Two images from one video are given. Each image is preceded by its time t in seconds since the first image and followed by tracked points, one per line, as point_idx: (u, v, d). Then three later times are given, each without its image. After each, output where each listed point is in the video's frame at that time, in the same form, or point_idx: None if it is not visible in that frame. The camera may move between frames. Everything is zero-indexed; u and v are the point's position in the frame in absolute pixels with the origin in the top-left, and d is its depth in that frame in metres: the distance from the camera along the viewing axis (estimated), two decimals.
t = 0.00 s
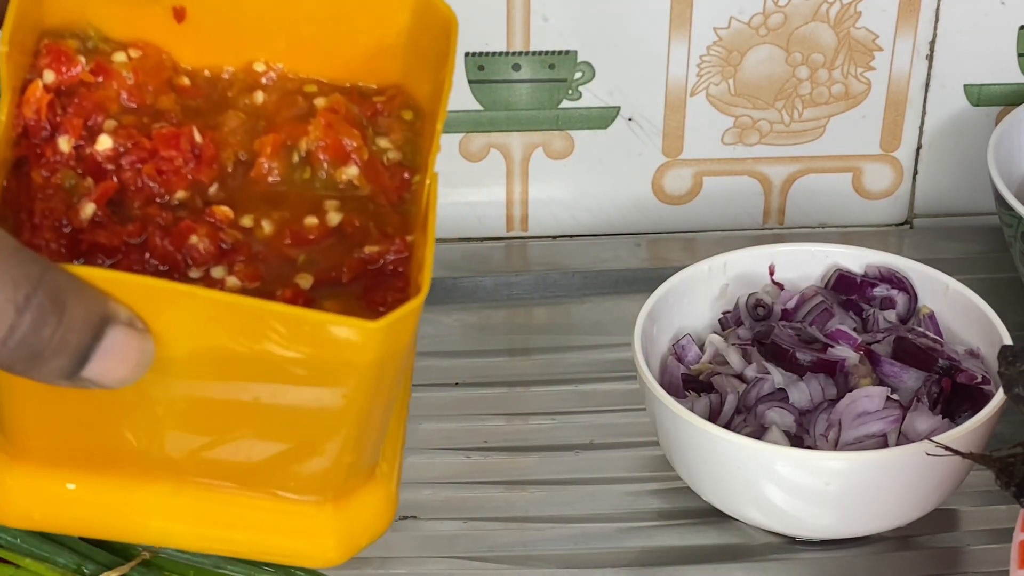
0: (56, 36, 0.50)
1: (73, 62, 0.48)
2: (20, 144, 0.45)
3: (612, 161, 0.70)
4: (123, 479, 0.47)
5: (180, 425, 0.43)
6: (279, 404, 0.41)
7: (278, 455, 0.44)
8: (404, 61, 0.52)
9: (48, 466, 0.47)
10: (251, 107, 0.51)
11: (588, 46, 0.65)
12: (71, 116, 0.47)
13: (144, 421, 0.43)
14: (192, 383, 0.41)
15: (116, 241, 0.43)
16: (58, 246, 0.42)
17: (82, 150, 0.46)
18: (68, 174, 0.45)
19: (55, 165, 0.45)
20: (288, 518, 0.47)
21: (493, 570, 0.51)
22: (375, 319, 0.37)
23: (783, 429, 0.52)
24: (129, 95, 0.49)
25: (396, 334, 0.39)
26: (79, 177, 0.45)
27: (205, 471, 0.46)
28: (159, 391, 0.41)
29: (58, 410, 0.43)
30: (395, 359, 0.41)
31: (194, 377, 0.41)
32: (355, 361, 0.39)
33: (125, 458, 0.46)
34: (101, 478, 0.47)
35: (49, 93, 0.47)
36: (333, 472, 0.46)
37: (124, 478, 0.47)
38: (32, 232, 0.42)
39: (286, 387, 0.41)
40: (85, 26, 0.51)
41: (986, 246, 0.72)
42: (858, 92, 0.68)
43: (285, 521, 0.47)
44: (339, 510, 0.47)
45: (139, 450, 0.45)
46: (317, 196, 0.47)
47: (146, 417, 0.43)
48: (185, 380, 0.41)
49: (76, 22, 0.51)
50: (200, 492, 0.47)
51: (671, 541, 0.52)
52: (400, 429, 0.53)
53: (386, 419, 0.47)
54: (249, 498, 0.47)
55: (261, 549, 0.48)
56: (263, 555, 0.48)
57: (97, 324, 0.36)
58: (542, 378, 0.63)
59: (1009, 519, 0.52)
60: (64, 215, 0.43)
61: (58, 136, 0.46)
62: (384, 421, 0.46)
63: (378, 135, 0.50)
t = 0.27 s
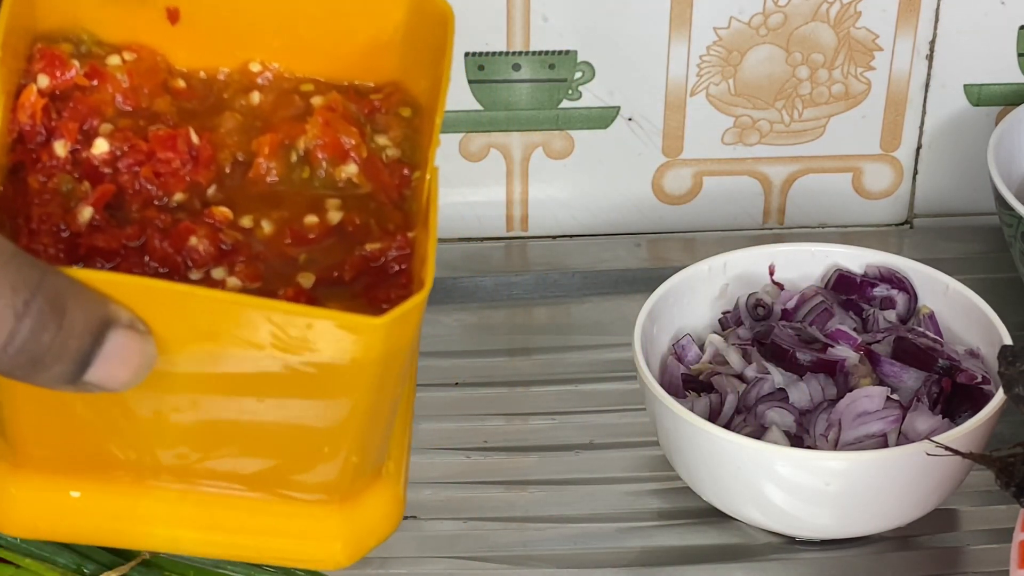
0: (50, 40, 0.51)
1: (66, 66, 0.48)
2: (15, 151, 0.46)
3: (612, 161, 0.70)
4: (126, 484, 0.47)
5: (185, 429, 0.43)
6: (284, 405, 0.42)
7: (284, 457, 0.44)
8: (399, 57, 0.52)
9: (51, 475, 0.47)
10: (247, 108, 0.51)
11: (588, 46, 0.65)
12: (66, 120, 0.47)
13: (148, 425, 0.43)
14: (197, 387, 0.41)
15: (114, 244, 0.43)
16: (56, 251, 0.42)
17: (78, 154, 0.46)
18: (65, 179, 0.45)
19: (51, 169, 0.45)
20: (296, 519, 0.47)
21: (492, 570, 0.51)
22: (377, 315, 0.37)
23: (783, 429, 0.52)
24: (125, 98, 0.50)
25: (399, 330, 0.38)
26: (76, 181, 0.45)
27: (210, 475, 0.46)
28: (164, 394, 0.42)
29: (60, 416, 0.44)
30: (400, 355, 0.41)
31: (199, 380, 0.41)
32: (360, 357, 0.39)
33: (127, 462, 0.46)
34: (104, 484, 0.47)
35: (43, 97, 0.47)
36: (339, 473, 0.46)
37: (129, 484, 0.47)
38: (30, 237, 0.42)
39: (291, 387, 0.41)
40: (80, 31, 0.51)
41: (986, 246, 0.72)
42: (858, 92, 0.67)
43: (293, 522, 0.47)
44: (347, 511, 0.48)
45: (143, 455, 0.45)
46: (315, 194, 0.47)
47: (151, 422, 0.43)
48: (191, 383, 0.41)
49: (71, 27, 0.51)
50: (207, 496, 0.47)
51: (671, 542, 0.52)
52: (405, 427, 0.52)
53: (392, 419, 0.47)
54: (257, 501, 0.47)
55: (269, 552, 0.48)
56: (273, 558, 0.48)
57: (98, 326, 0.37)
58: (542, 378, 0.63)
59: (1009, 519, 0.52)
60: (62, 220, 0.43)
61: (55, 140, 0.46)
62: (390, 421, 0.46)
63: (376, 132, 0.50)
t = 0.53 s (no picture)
0: (30, 27, 0.52)
1: (47, 52, 0.49)
2: None
3: (612, 161, 0.70)
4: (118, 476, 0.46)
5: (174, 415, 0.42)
6: (274, 388, 0.41)
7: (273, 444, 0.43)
8: (382, 40, 0.52)
9: (39, 465, 0.46)
10: (230, 94, 0.52)
11: (588, 46, 0.65)
12: (49, 107, 0.47)
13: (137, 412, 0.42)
14: (187, 372, 0.40)
15: (99, 230, 0.42)
16: (40, 238, 0.42)
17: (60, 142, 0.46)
18: (48, 165, 0.45)
19: (34, 156, 0.45)
20: (286, 509, 0.46)
21: (492, 570, 0.51)
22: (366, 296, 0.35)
23: (783, 429, 0.52)
24: (107, 85, 0.49)
25: (387, 313, 0.37)
26: (59, 167, 0.45)
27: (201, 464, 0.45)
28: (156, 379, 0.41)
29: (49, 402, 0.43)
30: (390, 339, 0.39)
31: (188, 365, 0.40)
32: (348, 341, 0.37)
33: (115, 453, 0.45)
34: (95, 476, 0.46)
35: (25, 84, 0.48)
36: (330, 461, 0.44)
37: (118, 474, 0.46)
38: (14, 225, 0.42)
39: (280, 371, 0.40)
40: (60, 18, 0.52)
41: (986, 246, 0.72)
42: (858, 92, 0.68)
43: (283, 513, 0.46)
44: (338, 501, 0.46)
45: (133, 444, 0.44)
46: (302, 179, 0.47)
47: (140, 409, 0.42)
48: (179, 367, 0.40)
49: (51, 13, 0.52)
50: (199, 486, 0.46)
51: (671, 541, 0.52)
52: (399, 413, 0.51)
53: (383, 405, 0.45)
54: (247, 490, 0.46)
55: (262, 542, 0.47)
56: (264, 548, 0.47)
57: (85, 311, 0.36)
58: (542, 377, 0.63)
59: (1009, 519, 0.52)
60: (46, 207, 0.43)
61: (38, 128, 0.46)
62: (381, 408, 0.45)
63: (362, 117, 0.50)
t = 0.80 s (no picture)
0: None
1: (22, 5, 0.49)
2: None
3: (612, 161, 0.70)
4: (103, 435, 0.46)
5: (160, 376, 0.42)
6: (264, 345, 0.41)
7: (263, 398, 0.43)
8: None
9: (25, 427, 0.46)
10: (209, 45, 0.50)
11: (588, 45, 0.65)
12: (25, 61, 0.47)
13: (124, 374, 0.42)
14: (178, 331, 0.40)
15: (78, 182, 0.42)
16: (19, 190, 0.42)
17: (38, 95, 0.47)
18: (25, 121, 0.46)
19: (11, 111, 0.46)
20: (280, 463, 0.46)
21: (492, 570, 0.51)
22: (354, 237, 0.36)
23: (784, 430, 0.52)
24: (84, 38, 0.49)
25: (377, 253, 0.37)
26: (36, 122, 0.46)
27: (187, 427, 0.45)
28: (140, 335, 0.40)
29: (32, 364, 0.43)
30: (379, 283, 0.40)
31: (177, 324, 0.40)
32: (338, 284, 0.38)
33: (98, 413, 0.45)
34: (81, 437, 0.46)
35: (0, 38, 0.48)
36: (322, 416, 0.45)
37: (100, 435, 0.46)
38: None
39: (271, 324, 0.40)
40: None
41: (986, 246, 0.72)
42: (858, 92, 0.67)
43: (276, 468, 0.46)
44: (331, 454, 0.47)
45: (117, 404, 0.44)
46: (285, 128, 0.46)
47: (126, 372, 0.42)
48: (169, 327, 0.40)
49: None
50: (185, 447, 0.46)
51: (672, 541, 0.52)
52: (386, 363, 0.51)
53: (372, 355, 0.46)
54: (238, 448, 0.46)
55: (259, 495, 0.47)
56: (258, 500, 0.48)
57: (67, 258, 0.35)
58: (542, 378, 0.63)
59: (1009, 519, 0.52)
60: (26, 161, 0.43)
61: (14, 82, 0.47)
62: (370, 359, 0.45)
63: (343, 65, 0.49)
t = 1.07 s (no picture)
0: None
1: None
2: None
3: (612, 161, 0.70)
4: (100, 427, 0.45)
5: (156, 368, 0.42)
6: (260, 336, 0.40)
7: (258, 392, 0.43)
8: None
9: (19, 422, 0.45)
10: (204, 36, 0.49)
11: (588, 45, 0.65)
12: (17, 52, 0.46)
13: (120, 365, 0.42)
14: (171, 325, 0.40)
15: (70, 172, 0.40)
16: (9, 181, 0.40)
17: (31, 87, 0.45)
18: (18, 111, 0.43)
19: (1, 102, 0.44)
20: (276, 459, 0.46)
21: (492, 570, 0.50)
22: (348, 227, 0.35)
23: (784, 430, 0.52)
24: (76, 29, 0.48)
25: (371, 243, 0.37)
26: (28, 113, 0.43)
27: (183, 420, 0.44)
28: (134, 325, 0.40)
29: (26, 356, 0.42)
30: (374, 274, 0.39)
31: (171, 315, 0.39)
32: (332, 276, 0.37)
33: (93, 407, 0.44)
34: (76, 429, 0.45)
35: None
36: (318, 410, 0.44)
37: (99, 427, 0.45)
38: None
39: (266, 315, 0.39)
40: None
41: (986, 246, 0.72)
42: (858, 92, 0.67)
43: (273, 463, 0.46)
44: (329, 449, 0.46)
45: (111, 396, 0.43)
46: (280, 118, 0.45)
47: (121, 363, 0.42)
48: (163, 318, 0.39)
49: None
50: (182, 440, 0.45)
51: (672, 541, 0.52)
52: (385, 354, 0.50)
53: (369, 347, 0.45)
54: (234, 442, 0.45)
55: (254, 489, 0.47)
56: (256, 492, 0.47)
57: (54, 250, 0.35)
58: (542, 378, 0.63)
59: (1009, 519, 0.52)
60: (16, 151, 0.41)
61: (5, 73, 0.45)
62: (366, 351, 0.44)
63: (338, 55, 0.48)
